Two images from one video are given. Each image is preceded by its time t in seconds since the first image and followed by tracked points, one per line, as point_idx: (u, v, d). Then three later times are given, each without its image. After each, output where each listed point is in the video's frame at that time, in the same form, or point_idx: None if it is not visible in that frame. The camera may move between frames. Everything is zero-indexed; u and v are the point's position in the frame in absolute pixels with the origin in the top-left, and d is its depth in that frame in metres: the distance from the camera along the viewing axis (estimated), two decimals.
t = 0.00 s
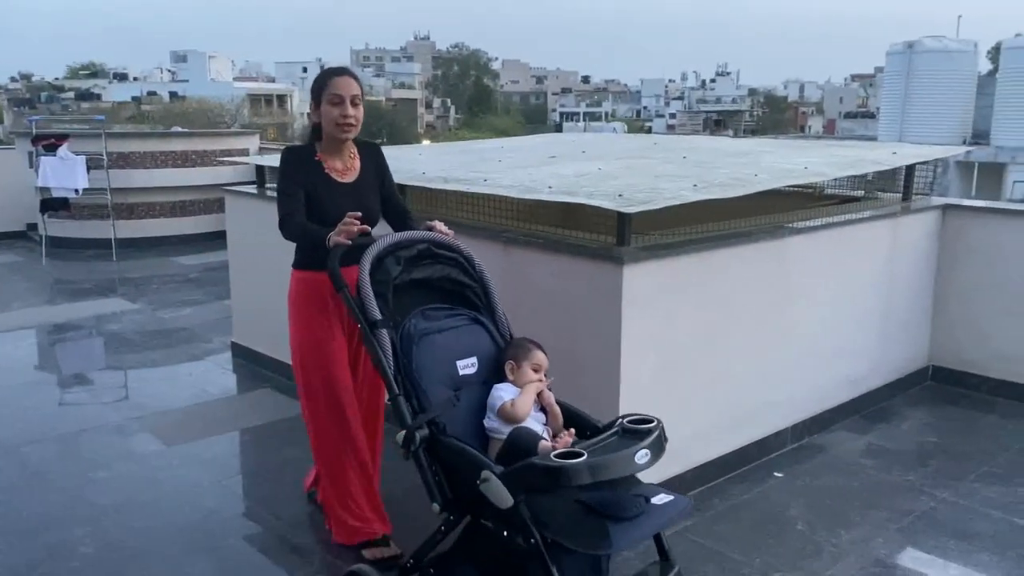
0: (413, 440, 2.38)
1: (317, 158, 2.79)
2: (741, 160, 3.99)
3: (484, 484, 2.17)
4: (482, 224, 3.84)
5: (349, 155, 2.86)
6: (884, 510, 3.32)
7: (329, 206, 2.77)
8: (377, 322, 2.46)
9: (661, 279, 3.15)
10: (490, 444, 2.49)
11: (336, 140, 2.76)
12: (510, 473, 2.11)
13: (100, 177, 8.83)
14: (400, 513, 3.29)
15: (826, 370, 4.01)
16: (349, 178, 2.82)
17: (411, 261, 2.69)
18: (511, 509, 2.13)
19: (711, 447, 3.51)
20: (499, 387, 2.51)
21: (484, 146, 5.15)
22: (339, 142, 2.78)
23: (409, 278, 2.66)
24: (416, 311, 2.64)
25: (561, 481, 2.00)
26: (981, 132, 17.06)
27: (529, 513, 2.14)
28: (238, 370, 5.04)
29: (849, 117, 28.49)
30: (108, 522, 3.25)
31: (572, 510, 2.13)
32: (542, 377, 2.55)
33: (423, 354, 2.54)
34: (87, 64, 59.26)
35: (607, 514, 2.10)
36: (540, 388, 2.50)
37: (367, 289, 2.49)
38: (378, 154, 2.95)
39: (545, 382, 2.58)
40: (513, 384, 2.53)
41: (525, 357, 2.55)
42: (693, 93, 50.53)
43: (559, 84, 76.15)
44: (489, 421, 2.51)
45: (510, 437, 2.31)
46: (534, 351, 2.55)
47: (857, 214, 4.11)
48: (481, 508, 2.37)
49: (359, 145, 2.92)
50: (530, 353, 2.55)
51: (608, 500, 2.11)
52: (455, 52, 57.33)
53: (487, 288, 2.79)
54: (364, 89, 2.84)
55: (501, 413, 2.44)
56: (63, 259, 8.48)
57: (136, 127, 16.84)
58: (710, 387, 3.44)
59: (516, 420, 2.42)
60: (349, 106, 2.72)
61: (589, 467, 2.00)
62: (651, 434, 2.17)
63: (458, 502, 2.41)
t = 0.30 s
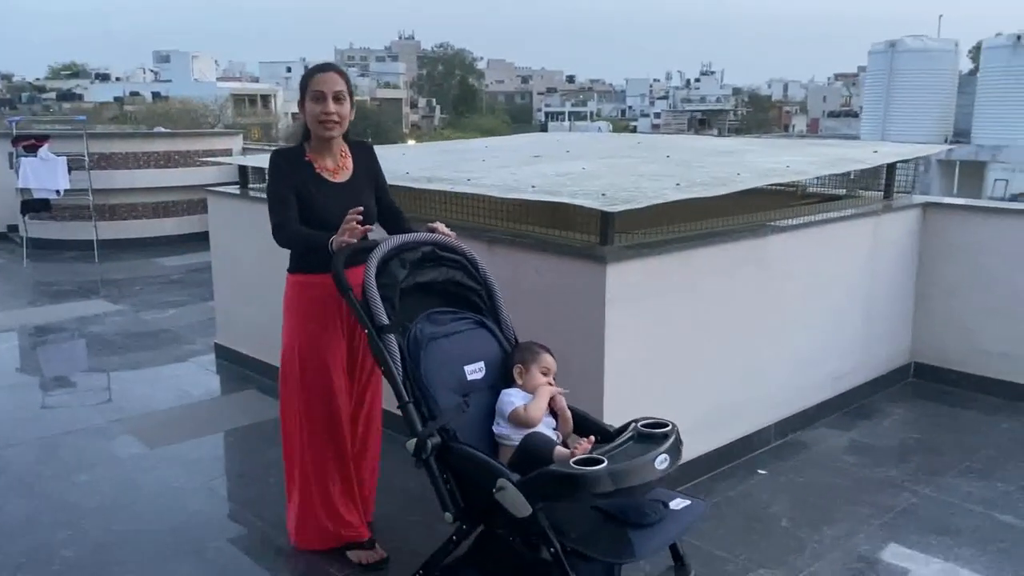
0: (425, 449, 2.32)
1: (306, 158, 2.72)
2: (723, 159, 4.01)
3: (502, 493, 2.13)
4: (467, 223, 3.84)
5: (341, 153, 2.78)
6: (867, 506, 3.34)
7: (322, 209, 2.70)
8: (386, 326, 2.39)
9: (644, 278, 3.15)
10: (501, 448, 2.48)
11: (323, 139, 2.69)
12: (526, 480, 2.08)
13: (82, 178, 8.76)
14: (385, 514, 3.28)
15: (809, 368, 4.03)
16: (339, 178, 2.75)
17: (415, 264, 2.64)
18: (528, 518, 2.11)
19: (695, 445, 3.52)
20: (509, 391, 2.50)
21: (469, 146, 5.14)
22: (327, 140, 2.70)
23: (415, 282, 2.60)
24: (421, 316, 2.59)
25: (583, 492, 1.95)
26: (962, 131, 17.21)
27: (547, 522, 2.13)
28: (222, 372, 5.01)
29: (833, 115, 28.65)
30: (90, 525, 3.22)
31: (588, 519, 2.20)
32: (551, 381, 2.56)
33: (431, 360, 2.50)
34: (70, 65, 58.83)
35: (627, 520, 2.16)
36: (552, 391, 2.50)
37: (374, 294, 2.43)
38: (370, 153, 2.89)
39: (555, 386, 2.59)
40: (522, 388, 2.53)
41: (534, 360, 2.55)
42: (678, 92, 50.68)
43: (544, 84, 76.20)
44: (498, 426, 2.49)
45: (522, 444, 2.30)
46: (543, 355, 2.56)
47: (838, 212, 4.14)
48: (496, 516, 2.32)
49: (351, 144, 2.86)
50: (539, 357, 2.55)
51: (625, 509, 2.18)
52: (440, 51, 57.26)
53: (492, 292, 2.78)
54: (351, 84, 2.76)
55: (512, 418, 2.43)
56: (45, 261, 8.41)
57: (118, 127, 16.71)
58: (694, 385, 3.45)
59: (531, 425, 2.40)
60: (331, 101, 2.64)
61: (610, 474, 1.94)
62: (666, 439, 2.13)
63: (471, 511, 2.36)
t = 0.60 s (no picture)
0: (438, 457, 2.26)
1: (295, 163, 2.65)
2: (704, 159, 4.02)
3: (519, 500, 2.12)
4: (449, 224, 3.83)
5: (330, 157, 2.72)
6: (848, 503, 3.36)
7: (314, 214, 2.63)
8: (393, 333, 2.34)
9: (626, 277, 3.16)
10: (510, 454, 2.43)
11: (310, 141, 2.63)
12: (544, 488, 2.07)
13: (62, 179, 8.69)
14: (370, 516, 3.26)
15: (790, 366, 4.06)
16: (330, 181, 2.68)
17: (418, 268, 2.57)
18: (547, 527, 2.10)
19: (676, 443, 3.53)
20: (518, 397, 2.43)
21: (452, 146, 5.14)
22: (313, 142, 2.63)
23: (419, 286, 2.53)
24: (425, 321, 2.52)
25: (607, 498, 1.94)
26: (942, 130, 17.37)
27: (566, 530, 2.13)
28: (204, 374, 4.98)
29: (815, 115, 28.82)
30: (70, 530, 3.20)
31: (606, 526, 2.16)
32: (559, 383, 2.49)
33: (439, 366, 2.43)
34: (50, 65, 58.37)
35: (646, 526, 2.12)
36: (563, 396, 2.44)
37: (380, 299, 2.37)
38: (361, 159, 2.83)
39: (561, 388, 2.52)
40: (531, 392, 2.45)
41: (541, 363, 2.47)
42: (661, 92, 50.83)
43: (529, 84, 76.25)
44: (507, 432, 2.42)
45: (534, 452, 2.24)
46: (550, 357, 2.49)
47: (818, 211, 4.17)
48: (510, 525, 2.33)
49: (341, 148, 2.79)
50: (546, 359, 2.48)
51: (643, 513, 2.14)
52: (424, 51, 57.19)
53: (493, 295, 2.70)
54: (336, 84, 2.70)
55: (523, 424, 2.36)
56: (25, 263, 8.34)
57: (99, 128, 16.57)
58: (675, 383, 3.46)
59: (544, 432, 2.35)
60: (314, 101, 2.58)
61: (631, 479, 1.93)
62: (680, 443, 2.13)
63: (485, 519, 2.39)
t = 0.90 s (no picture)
0: (449, 467, 2.26)
1: (285, 166, 2.54)
2: (684, 158, 4.04)
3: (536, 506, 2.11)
4: (430, 224, 3.83)
5: (322, 160, 2.61)
6: (828, 500, 3.39)
7: (304, 219, 2.53)
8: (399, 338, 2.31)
9: (608, 276, 3.18)
10: (518, 460, 2.43)
11: (301, 143, 2.52)
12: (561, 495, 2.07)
13: (40, 180, 8.62)
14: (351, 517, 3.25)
15: (771, 363, 4.09)
16: (321, 185, 2.58)
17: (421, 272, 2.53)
18: (566, 534, 2.10)
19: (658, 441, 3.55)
20: (525, 402, 2.43)
21: (434, 146, 5.13)
22: (304, 144, 2.53)
23: (422, 290, 2.50)
24: (428, 326, 2.50)
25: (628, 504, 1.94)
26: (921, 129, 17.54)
27: (585, 537, 2.12)
28: (185, 376, 4.95)
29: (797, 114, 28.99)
30: (48, 534, 3.17)
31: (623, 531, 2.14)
32: (565, 388, 2.49)
33: (445, 372, 2.42)
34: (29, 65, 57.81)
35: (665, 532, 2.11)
36: (569, 400, 2.44)
37: (386, 305, 2.34)
38: (353, 160, 2.73)
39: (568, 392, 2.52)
40: (538, 397, 2.46)
41: (547, 367, 2.48)
42: (644, 91, 50.98)
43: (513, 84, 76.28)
44: (515, 437, 2.43)
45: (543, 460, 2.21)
46: (555, 360, 2.50)
47: (798, 211, 4.19)
48: (524, 533, 2.31)
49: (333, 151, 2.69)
50: (552, 363, 2.48)
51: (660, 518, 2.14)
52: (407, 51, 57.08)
53: (495, 298, 2.66)
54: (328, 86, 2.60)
55: (532, 429, 2.36)
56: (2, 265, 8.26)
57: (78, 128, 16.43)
58: (657, 382, 3.48)
59: (551, 438, 2.35)
60: (304, 101, 2.47)
61: (652, 485, 1.94)
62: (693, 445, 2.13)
63: (497, 528, 2.35)
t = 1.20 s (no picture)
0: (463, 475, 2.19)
1: (290, 169, 2.47)
2: (664, 158, 4.06)
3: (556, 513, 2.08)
4: (411, 224, 3.82)
5: (327, 164, 2.54)
6: (808, 497, 3.41)
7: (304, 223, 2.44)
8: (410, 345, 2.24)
9: (588, 275, 3.19)
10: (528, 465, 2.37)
11: (308, 145, 2.45)
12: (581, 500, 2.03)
13: (17, 182, 8.54)
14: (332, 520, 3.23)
15: (751, 361, 4.11)
16: (325, 189, 2.51)
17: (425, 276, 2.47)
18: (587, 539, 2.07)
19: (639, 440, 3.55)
20: (533, 407, 2.37)
21: (415, 146, 5.12)
22: (310, 147, 2.46)
23: (428, 294, 2.44)
24: (435, 331, 2.43)
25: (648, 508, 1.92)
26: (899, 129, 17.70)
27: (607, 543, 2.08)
28: (164, 378, 4.91)
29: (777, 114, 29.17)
30: (24, 539, 3.14)
31: (641, 536, 2.12)
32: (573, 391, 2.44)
33: (455, 378, 2.35)
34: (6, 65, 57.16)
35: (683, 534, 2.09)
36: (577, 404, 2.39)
37: (394, 311, 2.28)
38: (356, 164, 2.65)
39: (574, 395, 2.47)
40: (545, 401, 2.40)
41: (554, 370, 2.43)
42: (626, 92, 51.13)
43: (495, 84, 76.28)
44: (525, 443, 2.37)
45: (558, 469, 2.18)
46: (563, 364, 2.44)
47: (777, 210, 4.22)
48: (541, 540, 2.26)
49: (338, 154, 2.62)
50: (559, 366, 2.43)
51: (679, 522, 2.12)
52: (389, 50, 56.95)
53: (497, 302, 2.61)
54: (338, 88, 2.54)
55: (541, 435, 2.31)
56: None
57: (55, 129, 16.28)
58: (638, 381, 3.49)
59: (562, 444, 2.30)
60: (313, 102, 2.41)
61: (674, 489, 1.93)
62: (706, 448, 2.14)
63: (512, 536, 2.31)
